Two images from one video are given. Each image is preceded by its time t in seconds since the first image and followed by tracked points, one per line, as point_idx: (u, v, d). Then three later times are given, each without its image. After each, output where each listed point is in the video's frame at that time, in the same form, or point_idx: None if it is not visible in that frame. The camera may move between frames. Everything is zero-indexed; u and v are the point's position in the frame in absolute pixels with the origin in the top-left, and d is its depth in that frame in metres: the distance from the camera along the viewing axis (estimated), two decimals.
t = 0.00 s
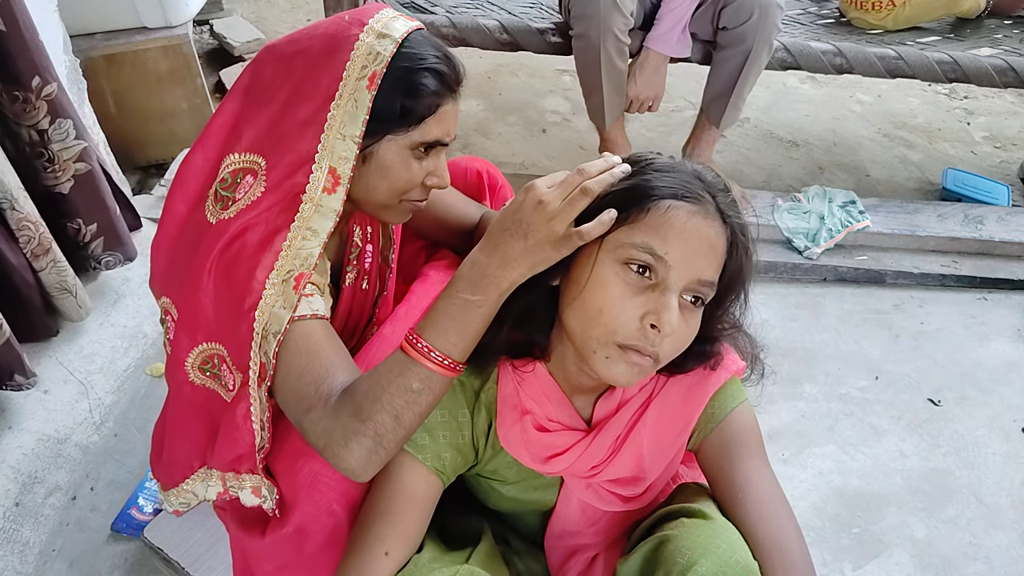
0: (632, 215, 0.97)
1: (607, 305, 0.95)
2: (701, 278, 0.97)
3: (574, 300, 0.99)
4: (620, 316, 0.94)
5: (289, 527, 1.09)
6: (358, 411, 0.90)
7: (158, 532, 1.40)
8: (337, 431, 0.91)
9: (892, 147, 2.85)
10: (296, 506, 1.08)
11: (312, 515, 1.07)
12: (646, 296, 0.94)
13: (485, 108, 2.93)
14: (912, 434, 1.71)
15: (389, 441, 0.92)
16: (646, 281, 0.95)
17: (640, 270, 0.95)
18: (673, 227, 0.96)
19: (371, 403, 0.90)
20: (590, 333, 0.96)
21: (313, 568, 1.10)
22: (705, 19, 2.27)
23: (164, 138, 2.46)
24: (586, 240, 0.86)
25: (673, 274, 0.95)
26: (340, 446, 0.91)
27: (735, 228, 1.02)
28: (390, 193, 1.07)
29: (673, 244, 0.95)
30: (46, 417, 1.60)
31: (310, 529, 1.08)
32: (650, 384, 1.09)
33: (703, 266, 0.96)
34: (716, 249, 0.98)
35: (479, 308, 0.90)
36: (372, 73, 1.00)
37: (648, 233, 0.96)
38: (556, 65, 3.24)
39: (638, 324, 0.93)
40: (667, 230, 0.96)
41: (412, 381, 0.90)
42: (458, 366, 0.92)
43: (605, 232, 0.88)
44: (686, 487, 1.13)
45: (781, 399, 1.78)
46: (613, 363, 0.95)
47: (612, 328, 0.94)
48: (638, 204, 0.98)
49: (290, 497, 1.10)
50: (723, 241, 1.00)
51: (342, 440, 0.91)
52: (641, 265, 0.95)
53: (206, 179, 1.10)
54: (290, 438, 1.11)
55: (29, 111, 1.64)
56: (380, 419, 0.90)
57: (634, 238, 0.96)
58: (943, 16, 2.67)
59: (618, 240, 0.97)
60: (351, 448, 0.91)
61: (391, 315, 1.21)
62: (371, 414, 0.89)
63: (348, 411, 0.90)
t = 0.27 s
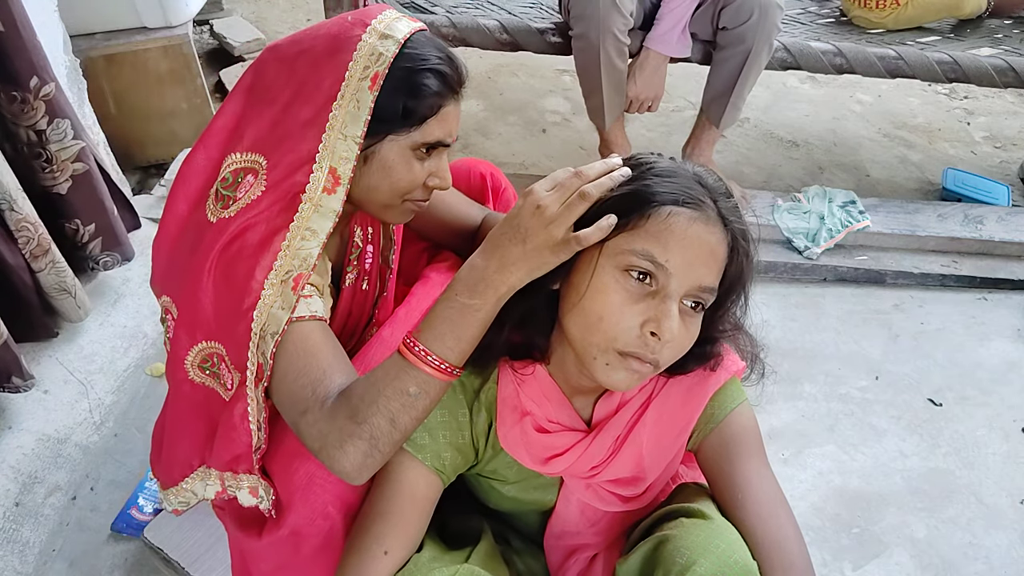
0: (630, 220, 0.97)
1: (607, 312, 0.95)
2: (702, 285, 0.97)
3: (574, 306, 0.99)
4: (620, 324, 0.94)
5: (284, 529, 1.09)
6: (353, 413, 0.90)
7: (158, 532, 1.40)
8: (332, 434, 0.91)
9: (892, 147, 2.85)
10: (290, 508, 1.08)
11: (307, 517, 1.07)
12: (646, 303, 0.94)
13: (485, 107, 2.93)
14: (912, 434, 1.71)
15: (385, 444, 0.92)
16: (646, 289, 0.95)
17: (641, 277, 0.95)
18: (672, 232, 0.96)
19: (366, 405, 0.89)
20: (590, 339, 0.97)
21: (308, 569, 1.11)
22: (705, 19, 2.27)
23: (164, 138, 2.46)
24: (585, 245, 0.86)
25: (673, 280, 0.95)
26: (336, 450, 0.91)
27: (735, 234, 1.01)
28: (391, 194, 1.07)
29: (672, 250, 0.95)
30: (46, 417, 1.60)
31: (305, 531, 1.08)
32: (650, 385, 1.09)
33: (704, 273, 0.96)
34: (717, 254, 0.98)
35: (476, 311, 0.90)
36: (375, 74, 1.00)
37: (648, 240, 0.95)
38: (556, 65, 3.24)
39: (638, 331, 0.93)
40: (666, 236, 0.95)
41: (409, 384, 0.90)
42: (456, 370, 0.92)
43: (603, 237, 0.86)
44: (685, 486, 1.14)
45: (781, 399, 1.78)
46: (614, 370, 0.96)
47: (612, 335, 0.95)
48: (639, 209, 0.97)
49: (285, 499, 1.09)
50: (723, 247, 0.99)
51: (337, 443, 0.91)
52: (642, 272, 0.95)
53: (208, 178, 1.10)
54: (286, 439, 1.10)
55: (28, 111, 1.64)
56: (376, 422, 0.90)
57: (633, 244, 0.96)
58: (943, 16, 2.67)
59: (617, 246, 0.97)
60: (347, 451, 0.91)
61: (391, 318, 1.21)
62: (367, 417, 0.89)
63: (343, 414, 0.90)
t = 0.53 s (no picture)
0: (630, 229, 0.96)
1: (607, 321, 0.95)
2: (702, 293, 0.97)
3: (574, 314, 0.99)
4: (620, 334, 0.94)
5: (279, 531, 1.09)
6: (347, 417, 0.90)
7: (158, 532, 1.40)
8: (325, 437, 0.91)
9: (892, 147, 2.85)
10: (284, 510, 1.08)
11: (301, 520, 1.07)
12: (646, 313, 0.94)
13: (485, 107, 2.93)
14: (912, 434, 1.71)
15: (378, 448, 0.91)
16: (646, 299, 0.95)
17: (641, 286, 0.95)
18: (674, 242, 0.95)
19: (361, 408, 0.89)
20: (589, 348, 0.97)
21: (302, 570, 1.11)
22: (705, 19, 2.27)
23: (164, 138, 2.46)
24: (579, 247, 0.85)
25: (674, 291, 0.95)
26: (331, 455, 0.91)
27: (738, 243, 1.01)
28: (393, 195, 1.07)
29: (673, 261, 0.94)
30: (46, 417, 1.60)
31: (299, 534, 1.08)
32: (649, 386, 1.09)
33: (704, 283, 0.96)
34: (718, 264, 0.98)
35: (469, 315, 0.90)
36: (378, 75, 1.00)
37: (649, 250, 0.95)
38: (556, 65, 3.24)
39: (637, 342, 0.94)
40: (667, 245, 0.95)
41: (402, 388, 0.90)
42: (451, 376, 0.91)
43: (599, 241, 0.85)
44: (685, 487, 1.14)
45: (781, 399, 1.78)
46: (612, 378, 0.97)
47: (611, 345, 0.95)
48: (640, 217, 0.96)
49: (279, 501, 1.09)
50: (725, 257, 0.99)
51: (331, 446, 0.91)
52: (642, 281, 0.95)
53: (210, 177, 1.10)
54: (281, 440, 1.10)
55: (27, 111, 1.64)
56: (369, 426, 0.89)
57: (634, 253, 0.95)
58: (943, 16, 2.67)
59: (618, 254, 0.96)
60: (339, 454, 0.91)
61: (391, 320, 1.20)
62: (361, 421, 0.89)
63: (337, 418, 0.90)
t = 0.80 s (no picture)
0: (633, 238, 0.96)
1: (611, 331, 0.95)
2: (705, 303, 0.97)
3: (577, 324, 0.99)
4: (623, 345, 0.95)
5: (275, 532, 1.09)
6: (342, 421, 0.89)
7: (158, 532, 1.40)
8: (320, 441, 0.91)
9: (892, 147, 2.85)
10: (280, 512, 1.08)
11: (296, 522, 1.07)
12: (650, 323, 0.94)
13: (485, 108, 2.93)
14: (912, 434, 1.71)
15: (372, 454, 0.92)
16: (650, 310, 0.95)
17: (646, 296, 0.95)
18: (680, 253, 0.94)
19: (355, 413, 0.89)
20: (593, 358, 0.98)
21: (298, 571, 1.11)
22: (705, 19, 2.27)
23: (164, 138, 2.46)
24: (582, 252, 0.85)
25: (678, 302, 0.95)
26: (327, 459, 0.91)
27: (742, 250, 1.01)
28: (394, 198, 1.07)
29: (678, 272, 0.94)
30: (46, 417, 1.60)
31: (294, 535, 1.08)
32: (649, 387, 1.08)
33: (707, 293, 0.96)
34: (722, 274, 0.97)
35: (469, 323, 0.90)
36: (379, 77, 1.00)
37: (655, 259, 0.94)
38: (556, 65, 3.24)
39: (641, 353, 0.94)
40: (673, 256, 0.94)
41: (397, 395, 0.90)
42: (449, 385, 0.91)
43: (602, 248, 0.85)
44: (685, 487, 1.14)
45: (780, 399, 1.77)
46: (615, 387, 0.97)
47: (615, 355, 0.95)
48: (644, 226, 0.95)
49: (275, 503, 1.09)
50: (729, 264, 0.99)
51: (325, 450, 0.91)
52: (646, 291, 0.95)
53: (210, 176, 1.10)
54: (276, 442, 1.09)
55: (26, 111, 1.64)
56: (363, 431, 0.89)
57: (639, 263, 0.95)
58: (943, 16, 2.67)
59: (621, 264, 0.96)
60: (333, 459, 0.91)
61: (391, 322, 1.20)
62: (355, 426, 0.89)
63: (332, 422, 0.90)
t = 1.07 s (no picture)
0: (642, 246, 0.95)
1: (617, 337, 0.95)
2: (711, 307, 0.97)
3: (582, 327, 0.99)
4: (630, 350, 0.95)
5: (274, 535, 1.09)
6: (342, 427, 0.89)
7: (158, 532, 1.40)
8: (320, 446, 0.91)
9: (892, 147, 2.85)
10: (278, 515, 1.08)
11: (295, 524, 1.07)
12: (657, 329, 0.94)
13: (485, 108, 2.93)
14: (912, 434, 1.71)
15: (372, 461, 0.92)
16: (656, 315, 0.95)
17: (652, 301, 0.95)
18: (686, 259, 0.94)
19: (355, 420, 0.89)
20: (598, 363, 0.98)
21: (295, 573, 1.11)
22: (705, 19, 2.27)
23: (164, 138, 2.46)
24: (589, 258, 0.85)
25: (685, 307, 0.95)
26: (328, 465, 0.91)
27: (747, 255, 1.01)
28: (394, 203, 1.07)
29: (685, 276, 0.94)
30: (46, 417, 1.60)
31: (293, 538, 1.08)
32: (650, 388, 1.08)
33: (714, 296, 0.96)
34: (727, 279, 0.97)
35: (470, 330, 0.90)
36: (376, 81, 1.00)
37: (662, 264, 0.94)
38: (556, 65, 3.24)
39: (647, 358, 0.95)
40: (679, 261, 0.94)
41: (398, 403, 0.90)
42: (450, 394, 0.91)
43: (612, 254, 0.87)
44: (685, 487, 1.14)
45: (780, 399, 1.77)
46: (620, 392, 0.98)
47: (620, 361, 0.96)
48: (651, 232, 0.95)
49: (273, 505, 1.09)
50: (734, 268, 0.99)
51: (325, 456, 0.91)
52: (653, 296, 0.95)
53: (210, 180, 1.10)
54: (274, 445, 1.09)
55: (26, 111, 1.64)
56: (362, 438, 0.89)
57: (646, 268, 0.95)
58: (943, 16, 2.67)
59: (629, 269, 0.96)
60: (333, 465, 0.91)
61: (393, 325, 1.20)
62: (355, 433, 0.89)
63: (332, 428, 0.90)
